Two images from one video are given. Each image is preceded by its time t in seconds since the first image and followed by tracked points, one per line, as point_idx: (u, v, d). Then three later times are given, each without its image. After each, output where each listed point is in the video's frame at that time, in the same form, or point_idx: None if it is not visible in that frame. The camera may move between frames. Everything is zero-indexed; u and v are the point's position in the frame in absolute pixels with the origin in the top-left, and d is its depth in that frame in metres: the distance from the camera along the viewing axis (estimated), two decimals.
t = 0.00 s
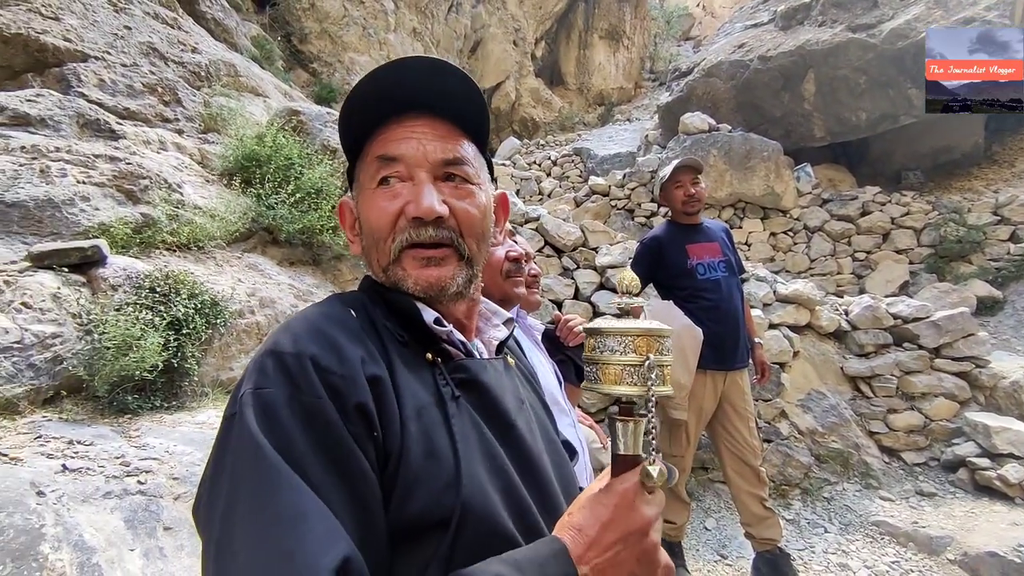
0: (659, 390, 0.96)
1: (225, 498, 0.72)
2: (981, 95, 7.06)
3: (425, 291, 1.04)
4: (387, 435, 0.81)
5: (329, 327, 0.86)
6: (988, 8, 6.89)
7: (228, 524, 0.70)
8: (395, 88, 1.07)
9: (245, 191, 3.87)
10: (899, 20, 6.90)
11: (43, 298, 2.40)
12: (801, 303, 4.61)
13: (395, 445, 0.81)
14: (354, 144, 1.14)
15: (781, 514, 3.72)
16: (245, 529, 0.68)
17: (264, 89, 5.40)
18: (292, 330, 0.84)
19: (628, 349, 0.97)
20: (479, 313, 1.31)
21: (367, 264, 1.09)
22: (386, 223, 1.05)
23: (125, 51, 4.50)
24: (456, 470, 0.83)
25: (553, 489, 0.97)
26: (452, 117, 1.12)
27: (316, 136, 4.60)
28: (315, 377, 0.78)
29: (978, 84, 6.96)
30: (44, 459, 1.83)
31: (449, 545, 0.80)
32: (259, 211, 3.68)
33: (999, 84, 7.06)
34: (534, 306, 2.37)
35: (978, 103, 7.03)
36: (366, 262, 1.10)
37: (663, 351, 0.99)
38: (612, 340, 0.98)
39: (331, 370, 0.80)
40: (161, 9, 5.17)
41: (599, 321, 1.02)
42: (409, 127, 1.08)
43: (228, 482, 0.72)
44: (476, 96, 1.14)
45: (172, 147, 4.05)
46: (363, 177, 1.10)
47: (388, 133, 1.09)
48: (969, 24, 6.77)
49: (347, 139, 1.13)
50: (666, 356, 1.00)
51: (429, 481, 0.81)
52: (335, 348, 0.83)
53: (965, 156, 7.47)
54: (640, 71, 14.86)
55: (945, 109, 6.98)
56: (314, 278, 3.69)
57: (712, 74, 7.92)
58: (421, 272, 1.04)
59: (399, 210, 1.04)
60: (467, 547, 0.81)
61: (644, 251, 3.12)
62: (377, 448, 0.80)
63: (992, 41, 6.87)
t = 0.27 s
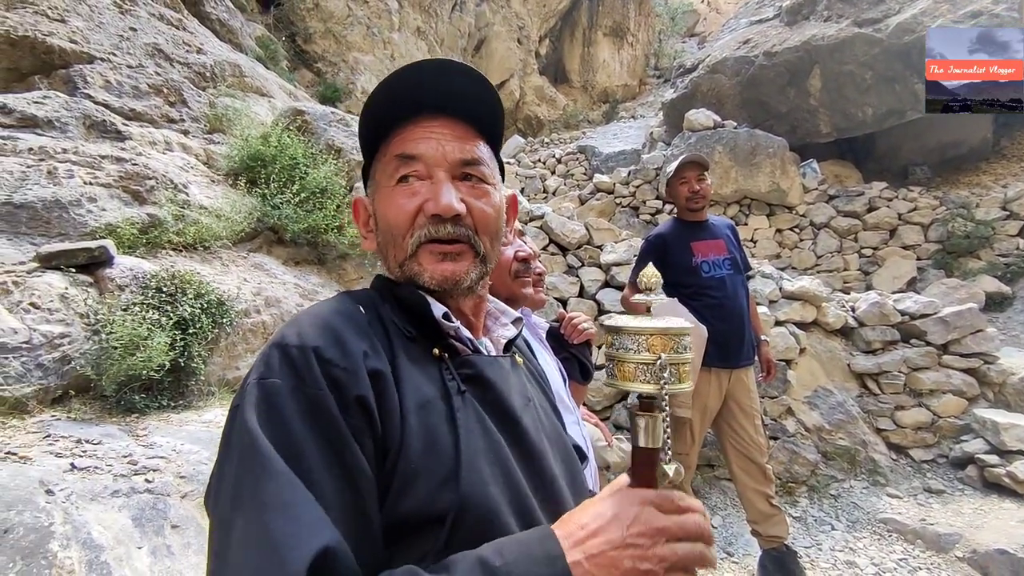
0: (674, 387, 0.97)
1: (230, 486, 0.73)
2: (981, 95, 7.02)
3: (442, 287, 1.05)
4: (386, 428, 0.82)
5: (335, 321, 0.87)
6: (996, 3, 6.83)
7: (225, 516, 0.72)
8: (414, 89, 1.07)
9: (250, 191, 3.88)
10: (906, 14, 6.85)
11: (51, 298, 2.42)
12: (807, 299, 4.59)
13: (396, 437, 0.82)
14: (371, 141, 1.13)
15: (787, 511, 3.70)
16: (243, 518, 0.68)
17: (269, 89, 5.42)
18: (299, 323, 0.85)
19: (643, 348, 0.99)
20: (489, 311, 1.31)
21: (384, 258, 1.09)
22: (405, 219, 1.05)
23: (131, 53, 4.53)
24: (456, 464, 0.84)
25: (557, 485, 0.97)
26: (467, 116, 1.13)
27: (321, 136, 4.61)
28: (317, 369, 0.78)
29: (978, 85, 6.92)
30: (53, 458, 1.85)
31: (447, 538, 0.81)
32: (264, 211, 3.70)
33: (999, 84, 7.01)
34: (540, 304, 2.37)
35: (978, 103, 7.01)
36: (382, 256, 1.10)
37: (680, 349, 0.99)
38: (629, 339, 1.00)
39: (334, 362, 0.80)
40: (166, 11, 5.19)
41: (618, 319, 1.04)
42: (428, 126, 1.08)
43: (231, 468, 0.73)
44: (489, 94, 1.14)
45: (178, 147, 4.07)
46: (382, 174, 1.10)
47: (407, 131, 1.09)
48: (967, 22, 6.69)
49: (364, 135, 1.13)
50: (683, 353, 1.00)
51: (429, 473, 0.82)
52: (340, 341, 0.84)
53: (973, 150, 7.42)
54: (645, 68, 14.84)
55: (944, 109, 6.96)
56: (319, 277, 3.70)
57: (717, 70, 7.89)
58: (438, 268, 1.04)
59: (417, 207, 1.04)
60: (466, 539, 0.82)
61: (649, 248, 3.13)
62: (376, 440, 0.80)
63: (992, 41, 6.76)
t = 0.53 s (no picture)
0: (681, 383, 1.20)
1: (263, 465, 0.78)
2: (981, 95, 7.10)
3: (500, 289, 1.10)
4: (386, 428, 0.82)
5: (332, 323, 0.89)
6: None
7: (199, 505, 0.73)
8: (503, 110, 1.16)
9: (253, 192, 3.89)
10: (909, 10, 6.81)
11: (56, 300, 2.43)
12: (811, 297, 4.58)
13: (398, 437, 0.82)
14: (434, 140, 1.14)
15: (792, 509, 3.69)
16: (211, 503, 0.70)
17: (271, 90, 5.43)
18: (297, 326, 0.87)
19: (655, 348, 1.24)
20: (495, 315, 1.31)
21: (438, 252, 1.09)
22: (478, 221, 1.08)
23: (134, 54, 4.54)
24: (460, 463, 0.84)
25: (561, 485, 0.97)
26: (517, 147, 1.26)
27: (323, 136, 4.62)
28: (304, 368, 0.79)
29: (978, 84, 7.00)
30: (59, 459, 1.86)
31: (453, 538, 0.81)
32: (267, 211, 3.71)
33: (999, 84, 7.02)
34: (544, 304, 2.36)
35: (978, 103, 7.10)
36: (434, 250, 1.10)
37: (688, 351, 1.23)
38: (646, 341, 1.26)
39: (326, 360, 0.81)
40: (168, 12, 5.21)
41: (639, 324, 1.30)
42: (502, 147, 1.17)
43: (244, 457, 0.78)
44: (545, 136, 1.29)
45: (181, 148, 4.08)
46: (450, 174, 1.11)
47: (482, 144, 1.15)
48: (968, 18, 6.55)
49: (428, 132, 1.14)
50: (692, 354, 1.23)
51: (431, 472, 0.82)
52: (334, 342, 0.85)
53: (978, 146, 7.39)
54: (647, 65, 14.80)
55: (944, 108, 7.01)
56: (322, 277, 3.71)
57: (720, 67, 7.87)
58: (500, 272, 1.09)
59: (491, 212, 1.09)
60: (472, 537, 0.82)
61: (652, 246, 3.12)
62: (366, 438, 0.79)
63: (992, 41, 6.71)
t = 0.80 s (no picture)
0: (696, 375, 1.19)
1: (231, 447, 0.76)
2: (981, 95, 7.11)
3: (511, 293, 1.12)
4: (388, 424, 0.81)
5: (331, 320, 0.89)
6: None
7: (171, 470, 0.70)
8: (527, 117, 1.17)
9: (256, 192, 3.89)
10: (912, 6, 6.78)
11: (59, 301, 2.44)
12: (815, 294, 4.57)
13: (401, 433, 0.82)
14: (456, 140, 1.14)
15: (796, 507, 3.68)
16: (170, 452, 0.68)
17: (273, 91, 5.43)
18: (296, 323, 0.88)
19: (667, 339, 1.22)
20: (499, 316, 1.31)
21: (455, 251, 1.09)
22: (499, 224, 1.09)
23: (136, 56, 4.55)
24: (462, 459, 0.84)
25: (564, 483, 0.97)
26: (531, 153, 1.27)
27: (325, 136, 4.62)
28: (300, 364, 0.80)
29: (978, 84, 7.01)
30: (64, 460, 1.86)
31: (457, 534, 0.81)
32: (270, 212, 3.71)
33: (999, 84, 7.05)
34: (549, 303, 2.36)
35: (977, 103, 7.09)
36: (450, 249, 1.10)
37: (702, 342, 1.21)
38: (657, 331, 1.23)
39: (325, 355, 0.82)
40: (170, 14, 5.21)
41: (648, 313, 1.27)
42: (521, 154, 1.18)
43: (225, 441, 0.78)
44: (560, 145, 1.31)
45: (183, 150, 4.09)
46: (472, 175, 1.11)
47: (505, 150, 1.16)
48: (971, 14, 6.50)
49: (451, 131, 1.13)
50: (707, 346, 1.21)
51: (434, 468, 0.82)
52: (333, 339, 0.85)
53: (981, 143, 7.37)
54: (649, 63, 14.78)
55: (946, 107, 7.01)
56: (325, 277, 3.71)
57: (721, 65, 7.86)
58: (512, 277, 1.12)
59: (511, 217, 1.10)
60: (475, 532, 0.82)
61: (655, 243, 3.11)
62: (364, 436, 0.79)
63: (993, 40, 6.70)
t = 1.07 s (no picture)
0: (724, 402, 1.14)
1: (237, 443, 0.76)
2: (981, 95, 7.11)
3: (508, 294, 1.12)
4: (391, 427, 0.81)
5: (333, 321, 0.89)
6: None
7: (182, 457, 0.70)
8: (524, 119, 1.17)
9: (256, 195, 3.89)
10: (913, 4, 6.77)
11: (61, 304, 2.44)
12: (817, 294, 4.56)
13: (403, 436, 0.81)
14: (453, 141, 1.14)
15: (799, 507, 3.67)
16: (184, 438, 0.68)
17: (274, 93, 5.44)
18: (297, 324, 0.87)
19: (697, 365, 1.15)
20: (498, 318, 1.30)
21: (452, 253, 1.09)
22: (496, 226, 1.09)
23: (137, 59, 4.56)
24: (465, 462, 0.84)
25: (565, 485, 0.96)
26: (527, 155, 1.27)
27: (325, 138, 4.62)
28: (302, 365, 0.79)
29: (978, 84, 7.02)
30: (66, 463, 1.87)
31: (459, 537, 0.81)
32: (271, 214, 3.71)
33: (1000, 84, 7.08)
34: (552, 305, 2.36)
35: (977, 103, 7.08)
36: (447, 251, 1.10)
37: (729, 367, 1.16)
38: (683, 355, 1.16)
39: (328, 356, 0.81)
40: (171, 17, 5.22)
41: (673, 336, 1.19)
42: (518, 155, 1.18)
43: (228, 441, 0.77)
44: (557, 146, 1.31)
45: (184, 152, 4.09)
46: (468, 176, 1.11)
47: (501, 151, 1.15)
48: (972, 12, 6.54)
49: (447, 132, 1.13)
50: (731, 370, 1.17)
51: (437, 470, 0.82)
52: (335, 340, 0.85)
53: (983, 141, 7.35)
54: (649, 63, 14.79)
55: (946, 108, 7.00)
56: (326, 279, 3.71)
57: (722, 65, 7.86)
58: (509, 278, 1.12)
59: (508, 219, 1.10)
60: (478, 535, 0.82)
61: (657, 242, 3.11)
62: (367, 438, 0.78)
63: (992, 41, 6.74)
